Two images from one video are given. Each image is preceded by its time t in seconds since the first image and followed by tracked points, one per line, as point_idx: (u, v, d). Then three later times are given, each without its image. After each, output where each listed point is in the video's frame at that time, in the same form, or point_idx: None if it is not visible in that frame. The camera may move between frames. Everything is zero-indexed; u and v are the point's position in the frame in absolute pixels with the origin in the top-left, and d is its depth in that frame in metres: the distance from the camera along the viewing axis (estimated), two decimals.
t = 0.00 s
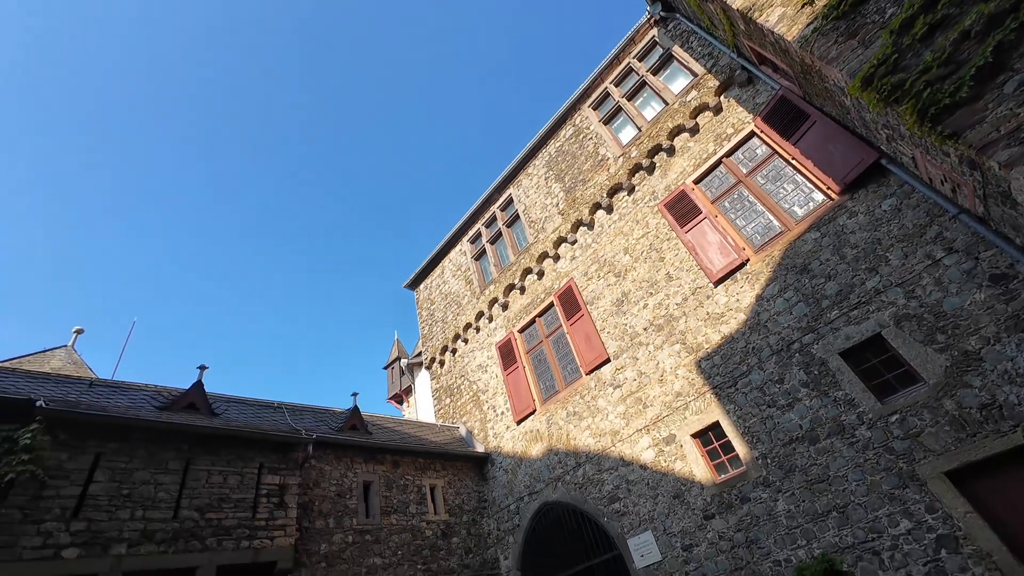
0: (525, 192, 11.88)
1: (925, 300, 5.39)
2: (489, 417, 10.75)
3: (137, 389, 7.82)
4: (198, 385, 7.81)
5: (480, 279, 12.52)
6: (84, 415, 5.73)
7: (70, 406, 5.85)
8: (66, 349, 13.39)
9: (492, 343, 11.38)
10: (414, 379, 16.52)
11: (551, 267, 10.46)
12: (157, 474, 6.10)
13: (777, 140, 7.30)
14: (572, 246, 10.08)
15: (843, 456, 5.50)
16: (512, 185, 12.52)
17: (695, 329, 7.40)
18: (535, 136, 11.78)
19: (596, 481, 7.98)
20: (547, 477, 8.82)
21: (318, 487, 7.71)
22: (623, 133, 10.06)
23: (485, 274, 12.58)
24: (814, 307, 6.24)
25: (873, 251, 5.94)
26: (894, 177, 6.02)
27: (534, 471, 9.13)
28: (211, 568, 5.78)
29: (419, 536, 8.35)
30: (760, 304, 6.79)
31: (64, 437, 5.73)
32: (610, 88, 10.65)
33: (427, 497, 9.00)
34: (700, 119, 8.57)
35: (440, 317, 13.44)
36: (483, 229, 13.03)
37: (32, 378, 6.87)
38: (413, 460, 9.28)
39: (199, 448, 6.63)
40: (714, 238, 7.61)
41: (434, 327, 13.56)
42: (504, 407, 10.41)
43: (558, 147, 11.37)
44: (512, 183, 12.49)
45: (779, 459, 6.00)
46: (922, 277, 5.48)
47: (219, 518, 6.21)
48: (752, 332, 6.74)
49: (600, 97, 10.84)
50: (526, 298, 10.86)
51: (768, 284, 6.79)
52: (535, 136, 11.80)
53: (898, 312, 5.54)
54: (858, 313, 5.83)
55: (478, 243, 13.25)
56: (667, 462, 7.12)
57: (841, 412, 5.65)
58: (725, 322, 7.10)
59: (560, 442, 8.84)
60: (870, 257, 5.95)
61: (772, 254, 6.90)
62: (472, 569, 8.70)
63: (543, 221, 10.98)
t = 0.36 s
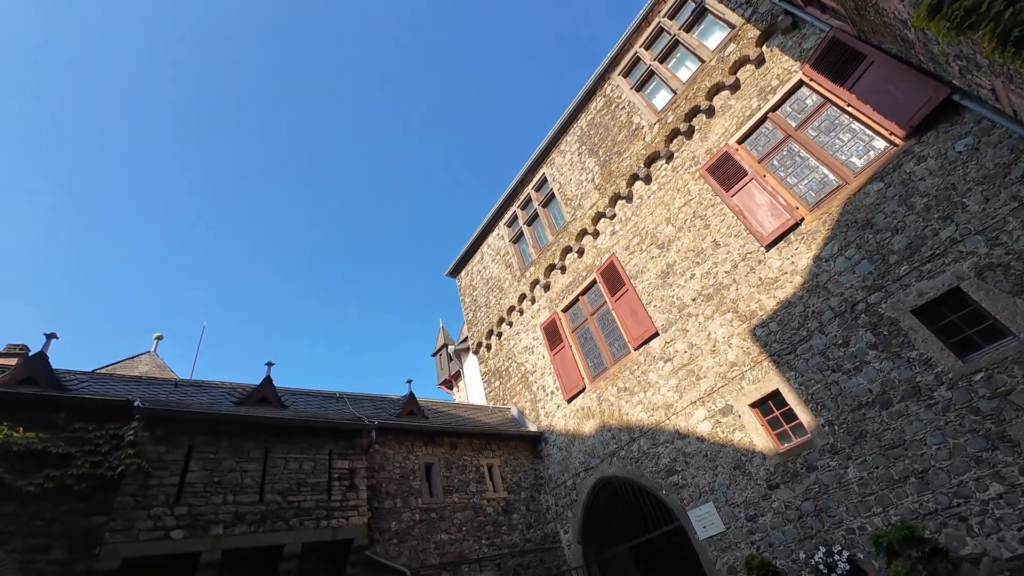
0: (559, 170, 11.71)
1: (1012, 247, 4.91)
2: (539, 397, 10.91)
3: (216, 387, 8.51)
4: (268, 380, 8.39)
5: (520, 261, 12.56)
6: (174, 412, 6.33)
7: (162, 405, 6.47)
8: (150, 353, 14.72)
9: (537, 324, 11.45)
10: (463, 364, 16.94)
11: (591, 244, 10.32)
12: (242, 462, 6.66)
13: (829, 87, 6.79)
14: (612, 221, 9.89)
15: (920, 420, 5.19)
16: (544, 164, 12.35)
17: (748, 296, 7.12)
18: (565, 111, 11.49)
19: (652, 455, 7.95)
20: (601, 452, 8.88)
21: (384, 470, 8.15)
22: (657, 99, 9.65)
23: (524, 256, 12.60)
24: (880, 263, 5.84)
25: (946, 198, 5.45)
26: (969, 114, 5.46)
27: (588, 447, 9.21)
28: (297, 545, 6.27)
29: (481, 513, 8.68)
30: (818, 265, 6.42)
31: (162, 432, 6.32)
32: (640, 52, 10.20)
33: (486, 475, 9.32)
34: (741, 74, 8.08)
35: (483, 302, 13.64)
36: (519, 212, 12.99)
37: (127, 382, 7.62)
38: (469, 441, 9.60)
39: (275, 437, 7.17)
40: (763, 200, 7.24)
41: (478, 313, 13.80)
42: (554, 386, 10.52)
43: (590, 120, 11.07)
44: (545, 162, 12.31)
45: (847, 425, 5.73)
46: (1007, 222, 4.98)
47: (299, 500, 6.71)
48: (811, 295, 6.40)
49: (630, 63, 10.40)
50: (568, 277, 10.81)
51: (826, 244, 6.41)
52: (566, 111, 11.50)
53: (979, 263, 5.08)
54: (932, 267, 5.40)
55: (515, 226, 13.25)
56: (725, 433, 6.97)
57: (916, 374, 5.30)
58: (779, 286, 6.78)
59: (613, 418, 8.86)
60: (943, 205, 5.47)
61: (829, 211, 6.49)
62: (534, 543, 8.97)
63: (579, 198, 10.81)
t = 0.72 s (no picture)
0: (596, 142, 11.40)
1: None
2: (593, 374, 10.91)
3: (290, 381, 9.16)
4: (335, 372, 8.93)
5: (563, 239, 12.45)
6: (258, 405, 6.90)
7: (246, 399, 7.07)
8: (227, 354, 16.00)
9: (585, 302, 11.38)
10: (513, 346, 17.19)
11: (635, 215, 10.05)
12: (321, 449, 7.19)
13: (894, 16, 6.14)
14: (656, 189, 9.55)
15: (1020, 374, 4.74)
16: (580, 138, 12.05)
17: (810, 254, 6.69)
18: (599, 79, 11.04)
19: (715, 425, 7.78)
20: (661, 426, 8.79)
21: (449, 451, 8.51)
22: (697, 54, 9.12)
23: (567, 234, 12.48)
24: (965, 207, 5.29)
25: None
26: None
27: (647, 421, 9.16)
28: (377, 523, 6.73)
29: (544, 489, 8.90)
30: (890, 215, 5.92)
31: (249, 425, 6.92)
32: (675, 6, 9.61)
33: (546, 453, 9.51)
34: (789, 15, 7.46)
35: (529, 284, 13.70)
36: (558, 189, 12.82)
37: (213, 381, 8.37)
38: (527, 420, 9.81)
39: (347, 425, 7.66)
40: (822, 150, 6.73)
41: (525, 295, 13.88)
42: (607, 362, 10.48)
43: (625, 86, 10.64)
44: (580, 135, 12.00)
45: (933, 384, 5.33)
46: None
47: (375, 482, 7.17)
48: (884, 248, 5.92)
49: (665, 19, 9.83)
50: (613, 251, 10.62)
51: (899, 191, 5.88)
52: (599, 80, 11.05)
53: None
54: None
55: (555, 204, 13.11)
56: (793, 400, 6.69)
57: (1013, 325, 4.82)
58: (846, 241, 6.32)
59: (670, 390, 8.72)
60: None
61: (901, 154, 5.94)
62: (599, 516, 9.11)
63: (619, 169, 10.50)
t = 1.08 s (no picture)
0: (635, 109, 10.95)
1: None
2: (650, 347, 10.72)
3: (358, 373, 9.73)
4: (398, 361, 9.39)
5: (608, 214, 12.18)
6: (333, 397, 7.42)
7: (322, 392, 7.61)
8: (300, 352, 17.22)
9: (637, 275, 11.12)
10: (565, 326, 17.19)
11: (684, 181, 9.62)
12: (393, 434, 7.62)
13: None
14: (704, 150, 9.08)
15: None
16: (618, 106, 11.61)
17: (886, 202, 6.13)
18: (634, 41, 10.51)
19: (786, 392, 7.41)
20: (727, 396, 8.51)
21: (513, 431, 8.73)
22: None
23: (612, 208, 12.19)
24: None
25: None
26: None
27: (711, 392, 8.90)
28: (452, 501, 7.08)
29: (609, 464, 8.94)
30: (982, 148, 5.28)
31: (327, 415, 7.45)
32: None
33: (609, 428, 9.53)
34: None
35: (577, 262, 13.57)
36: (599, 163, 12.50)
37: (291, 377, 9.05)
38: (587, 397, 9.85)
39: (415, 410, 8.06)
40: (895, 85, 6.12)
41: (574, 273, 13.78)
42: (664, 335, 10.25)
43: (662, 45, 10.10)
44: (619, 103, 11.56)
45: None
46: None
47: (446, 463, 7.51)
48: (976, 187, 5.31)
49: None
50: (663, 221, 10.26)
51: (991, 120, 5.23)
52: (634, 42, 10.52)
53: None
54: None
55: (597, 178, 12.81)
56: (875, 360, 6.24)
57: None
58: (928, 183, 5.73)
59: (735, 359, 8.40)
60: None
61: (992, 78, 5.27)
62: (668, 489, 9.05)
63: (662, 134, 10.06)
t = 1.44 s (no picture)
0: (678, 67, 10.34)
1: None
2: (711, 317, 10.29)
3: (420, 361, 10.11)
4: (457, 348, 9.66)
5: (656, 182, 11.71)
6: (400, 384, 7.79)
7: (390, 381, 8.01)
8: (364, 345, 18.18)
9: (691, 243, 10.66)
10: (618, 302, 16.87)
11: (737, 138, 9.03)
12: (458, 417, 7.88)
13: None
14: (759, 102, 8.43)
15: None
16: (659, 67, 11.01)
17: (982, 134, 5.42)
18: None
19: (868, 354, 6.86)
20: (799, 362, 8.03)
21: (574, 409, 8.76)
22: None
23: (659, 176, 11.70)
24: None
25: None
26: None
27: (781, 359, 8.43)
28: (520, 479, 7.25)
29: (676, 438, 8.75)
30: None
31: (395, 402, 7.82)
32: None
33: (672, 402, 9.31)
34: None
35: (626, 236, 13.20)
36: (642, 130, 11.99)
37: (359, 368, 9.57)
38: (647, 372, 9.66)
39: (478, 393, 8.29)
40: None
41: (624, 248, 13.43)
42: (725, 303, 9.80)
43: None
44: (659, 64, 10.95)
45: None
46: None
47: (511, 443, 7.69)
48: None
49: None
50: (716, 183, 9.71)
51: None
52: None
53: None
54: None
55: (641, 146, 12.31)
56: (974, 313, 5.61)
57: None
58: None
59: (807, 323, 7.88)
60: None
61: None
62: (740, 461, 8.74)
63: (709, 90, 9.45)
